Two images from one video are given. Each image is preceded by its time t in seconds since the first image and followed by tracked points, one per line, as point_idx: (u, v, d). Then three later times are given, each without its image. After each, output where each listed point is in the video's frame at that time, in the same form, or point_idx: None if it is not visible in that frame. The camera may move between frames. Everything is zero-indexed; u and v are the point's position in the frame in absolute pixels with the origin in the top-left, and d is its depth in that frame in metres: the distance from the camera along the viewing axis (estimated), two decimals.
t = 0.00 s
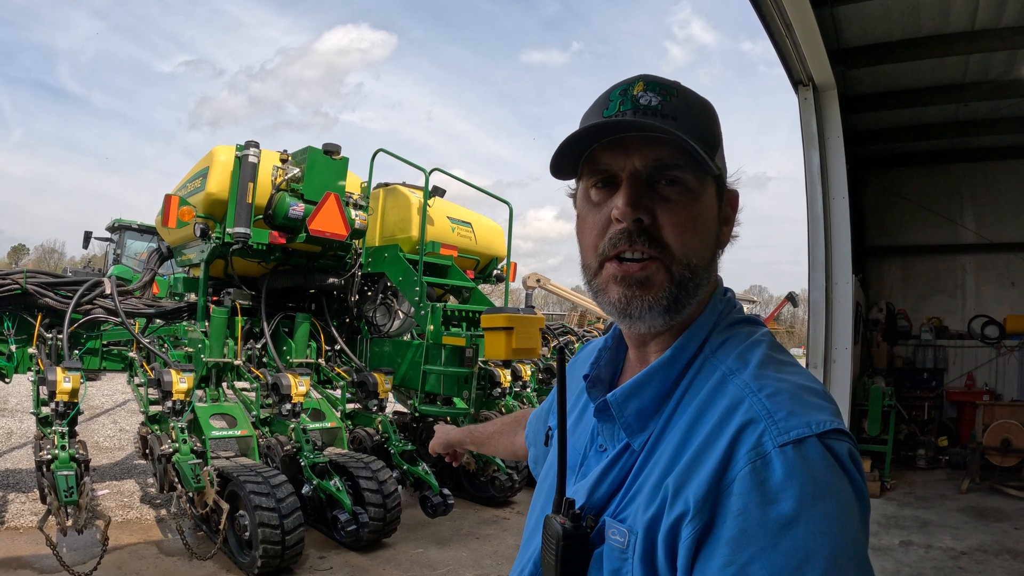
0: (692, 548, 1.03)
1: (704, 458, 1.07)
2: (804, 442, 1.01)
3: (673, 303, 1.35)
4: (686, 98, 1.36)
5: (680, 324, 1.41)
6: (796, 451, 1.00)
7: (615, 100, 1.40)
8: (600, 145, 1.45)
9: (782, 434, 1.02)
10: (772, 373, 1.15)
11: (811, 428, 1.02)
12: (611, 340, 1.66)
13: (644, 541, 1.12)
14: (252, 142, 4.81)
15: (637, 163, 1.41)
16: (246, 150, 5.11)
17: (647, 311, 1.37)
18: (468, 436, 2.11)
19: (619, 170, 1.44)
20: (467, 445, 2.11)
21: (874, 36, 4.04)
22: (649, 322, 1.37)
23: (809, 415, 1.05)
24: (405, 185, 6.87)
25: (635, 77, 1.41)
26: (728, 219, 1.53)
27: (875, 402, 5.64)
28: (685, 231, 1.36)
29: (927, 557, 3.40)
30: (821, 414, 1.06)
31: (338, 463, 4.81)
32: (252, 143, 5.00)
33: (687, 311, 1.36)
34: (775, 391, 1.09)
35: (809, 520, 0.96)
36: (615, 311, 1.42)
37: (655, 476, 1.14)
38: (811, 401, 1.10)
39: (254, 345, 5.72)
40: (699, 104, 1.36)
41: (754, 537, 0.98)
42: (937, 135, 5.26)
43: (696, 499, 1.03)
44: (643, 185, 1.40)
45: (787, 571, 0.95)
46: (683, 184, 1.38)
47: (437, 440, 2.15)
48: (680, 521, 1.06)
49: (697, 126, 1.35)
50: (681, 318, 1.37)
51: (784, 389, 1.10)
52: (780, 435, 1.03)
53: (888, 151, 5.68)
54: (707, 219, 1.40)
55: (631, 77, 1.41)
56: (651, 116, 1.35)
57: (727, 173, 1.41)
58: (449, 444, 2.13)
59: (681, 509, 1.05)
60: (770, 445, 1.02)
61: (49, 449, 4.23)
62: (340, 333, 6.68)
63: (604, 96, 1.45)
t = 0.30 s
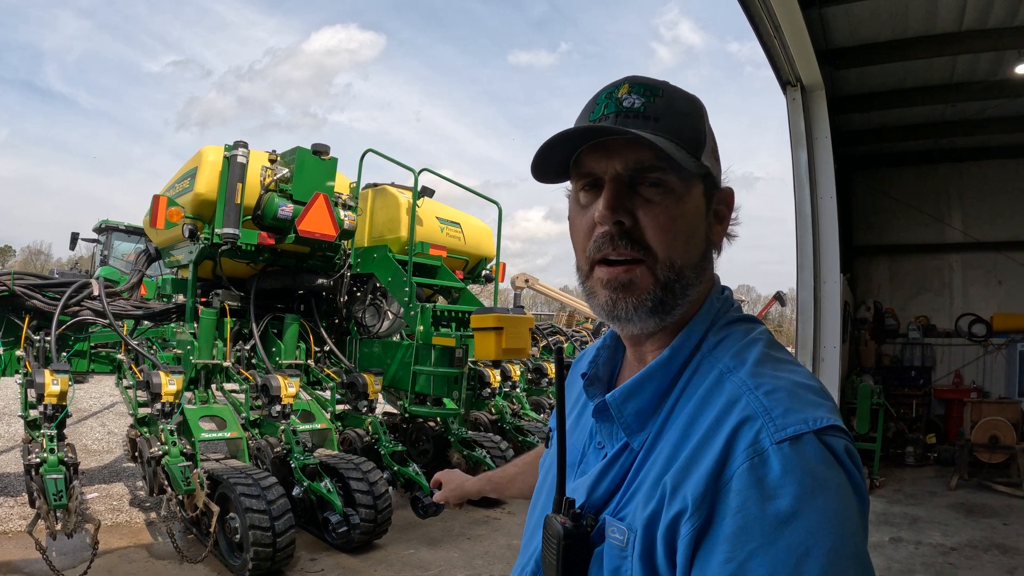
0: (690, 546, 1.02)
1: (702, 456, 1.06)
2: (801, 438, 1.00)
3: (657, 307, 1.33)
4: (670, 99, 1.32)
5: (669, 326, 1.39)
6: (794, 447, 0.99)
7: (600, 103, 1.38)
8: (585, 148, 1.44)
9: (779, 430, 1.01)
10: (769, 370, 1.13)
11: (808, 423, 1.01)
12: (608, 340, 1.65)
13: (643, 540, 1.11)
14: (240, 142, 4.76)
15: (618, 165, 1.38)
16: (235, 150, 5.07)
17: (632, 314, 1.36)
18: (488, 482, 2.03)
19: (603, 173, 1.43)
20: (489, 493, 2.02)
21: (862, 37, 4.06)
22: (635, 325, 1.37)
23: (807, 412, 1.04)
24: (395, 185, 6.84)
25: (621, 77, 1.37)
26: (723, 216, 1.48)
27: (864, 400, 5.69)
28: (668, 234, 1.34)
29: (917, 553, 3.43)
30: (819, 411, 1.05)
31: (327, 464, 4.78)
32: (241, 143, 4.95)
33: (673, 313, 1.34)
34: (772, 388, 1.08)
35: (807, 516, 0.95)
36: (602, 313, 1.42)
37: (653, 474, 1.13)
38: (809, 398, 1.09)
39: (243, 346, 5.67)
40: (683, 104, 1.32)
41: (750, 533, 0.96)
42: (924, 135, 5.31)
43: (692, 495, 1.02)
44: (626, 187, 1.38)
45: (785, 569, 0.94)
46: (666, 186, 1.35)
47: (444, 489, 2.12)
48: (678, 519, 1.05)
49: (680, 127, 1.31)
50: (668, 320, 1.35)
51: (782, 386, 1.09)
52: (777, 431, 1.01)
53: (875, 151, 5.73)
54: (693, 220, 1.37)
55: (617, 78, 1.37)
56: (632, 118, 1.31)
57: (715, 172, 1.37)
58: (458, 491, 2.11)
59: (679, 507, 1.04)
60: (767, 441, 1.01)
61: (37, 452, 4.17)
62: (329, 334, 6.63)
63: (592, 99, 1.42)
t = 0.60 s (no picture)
0: (690, 546, 1.01)
1: (702, 455, 1.05)
2: (801, 438, 0.98)
3: (647, 311, 1.32)
4: (658, 101, 1.29)
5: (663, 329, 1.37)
6: (794, 446, 0.97)
7: (589, 108, 1.37)
8: (575, 154, 1.43)
9: (779, 429, 0.99)
10: (770, 369, 1.11)
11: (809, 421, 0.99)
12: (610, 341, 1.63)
13: (643, 540, 1.09)
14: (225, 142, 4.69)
15: (606, 170, 1.36)
16: (220, 151, 4.98)
17: (622, 319, 1.35)
18: None
19: (592, 178, 1.41)
20: None
21: (847, 38, 4.10)
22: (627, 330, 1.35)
23: (808, 411, 1.02)
24: (380, 185, 6.79)
25: (611, 81, 1.36)
26: (721, 216, 1.43)
27: (850, 398, 5.74)
28: (657, 237, 1.31)
29: (906, 549, 3.45)
30: (820, 410, 1.03)
31: (315, 467, 4.72)
32: (226, 143, 4.88)
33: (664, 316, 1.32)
34: (774, 387, 1.06)
35: (807, 516, 0.94)
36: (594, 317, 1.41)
37: (654, 474, 1.12)
38: (811, 396, 1.06)
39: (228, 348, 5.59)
40: (671, 105, 1.29)
41: (750, 532, 0.95)
42: (907, 136, 5.37)
43: (692, 495, 1.00)
44: (615, 192, 1.36)
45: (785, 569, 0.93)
46: (654, 189, 1.32)
47: None
48: (677, 519, 1.03)
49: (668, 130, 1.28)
50: (660, 323, 1.33)
51: (783, 384, 1.07)
52: (777, 431, 0.99)
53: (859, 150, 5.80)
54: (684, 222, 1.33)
55: (607, 82, 1.36)
56: (617, 124, 1.30)
57: (708, 173, 1.32)
58: None
59: (679, 507, 1.03)
60: (767, 441, 0.99)
61: (22, 458, 4.08)
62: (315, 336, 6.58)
63: (584, 104, 1.42)
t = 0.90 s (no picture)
0: None
1: (718, 486, 1.03)
2: (820, 467, 0.96)
3: (659, 339, 1.30)
4: (662, 122, 1.28)
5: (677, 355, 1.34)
6: (813, 478, 0.96)
7: (592, 132, 1.36)
8: (579, 180, 1.41)
9: (796, 459, 0.98)
10: (787, 394, 1.09)
11: (827, 450, 0.97)
12: (623, 366, 1.62)
13: (658, 573, 1.08)
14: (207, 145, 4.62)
15: (611, 197, 1.35)
16: (203, 154, 4.90)
17: (634, 347, 1.33)
18: None
19: (597, 204, 1.40)
20: None
21: (832, 41, 4.13)
22: (640, 357, 1.33)
23: (827, 437, 1.00)
24: (364, 189, 6.73)
25: (613, 102, 1.34)
26: (732, 237, 1.41)
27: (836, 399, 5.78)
28: (666, 262, 1.30)
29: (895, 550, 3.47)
30: (840, 435, 1.01)
31: (302, 476, 4.65)
32: (208, 146, 4.80)
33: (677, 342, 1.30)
34: (792, 414, 1.04)
35: (826, 549, 0.92)
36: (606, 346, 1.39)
37: (669, 507, 1.11)
38: (831, 421, 1.04)
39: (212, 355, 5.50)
40: (676, 126, 1.27)
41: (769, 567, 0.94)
42: (890, 137, 5.42)
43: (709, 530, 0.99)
44: (620, 217, 1.35)
45: None
46: (662, 213, 1.30)
47: None
48: (692, 553, 1.02)
49: (672, 151, 1.26)
50: (673, 349, 1.31)
51: (800, 410, 1.05)
52: (796, 460, 0.98)
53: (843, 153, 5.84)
54: (694, 245, 1.32)
55: (608, 104, 1.35)
56: (621, 147, 1.29)
57: (717, 193, 1.30)
58: None
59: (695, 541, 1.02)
60: (785, 471, 0.98)
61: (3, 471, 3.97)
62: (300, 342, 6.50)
63: (586, 128, 1.41)
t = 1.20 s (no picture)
0: None
1: (733, 509, 1.04)
2: (836, 492, 0.97)
3: (682, 360, 1.31)
4: (692, 142, 1.30)
5: (697, 376, 1.36)
6: (830, 504, 0.96)
7: (618, 147, 1.36)
8: (602, 196, 1.42)
9: (813, 485, 0.98)
10: (802, 417, 1.10)
11: (844, 477, 0.98)
12: (630, 386, 1.63)
13: None
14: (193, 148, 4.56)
15: (637, 216, 1.36)
16: (187, 157, 4.84)
17: (657, 367, 1.34)
18: None
19: (620, 223, 1.40)
20: None
21: (819, 45, 4.16)
22: (661, 378, 1.35)
23: (842, 462, 1.00)
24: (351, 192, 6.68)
25: (638, 116, 1.34)
26: (750, 259, 1.44)
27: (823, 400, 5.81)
28: (691, 284, 1.31)
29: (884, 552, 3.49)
30: (855, 461, 1.01)
31: (288, 483, 4.61)
32: (193, 149, 4.74)
33: (699, 364, 1.32)
34: (806, 437, 1.05)
35: None
36: (625, 366, 1.40)
37: (680, 528, 1.11)
38: (845, 446, 1.05)
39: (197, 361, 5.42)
40: (705, 147, 1.30)
41: None
42: (873, 141, 5.57)
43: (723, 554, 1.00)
44: (646, 238, 1.36)
45: None
46: (690, 236, 1.32)
47: None
48: None
49: (702, 173, 1.29)
50: (693, 371, 1.33)
51: (815, 434, 1.05)
52: (812, 485, 0.99)
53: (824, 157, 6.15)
54: (717, 268, 1.34)
55: (634, 118, 1.34)
56: (651, 165, 1.30)
57: (741, 217, 1.34)
58: None
59: (708, 564, 1.02)
60: (801, 496, 0.98)
61: None
62: (285, 346, 6.43)
63: (609, 141, 1.40)
